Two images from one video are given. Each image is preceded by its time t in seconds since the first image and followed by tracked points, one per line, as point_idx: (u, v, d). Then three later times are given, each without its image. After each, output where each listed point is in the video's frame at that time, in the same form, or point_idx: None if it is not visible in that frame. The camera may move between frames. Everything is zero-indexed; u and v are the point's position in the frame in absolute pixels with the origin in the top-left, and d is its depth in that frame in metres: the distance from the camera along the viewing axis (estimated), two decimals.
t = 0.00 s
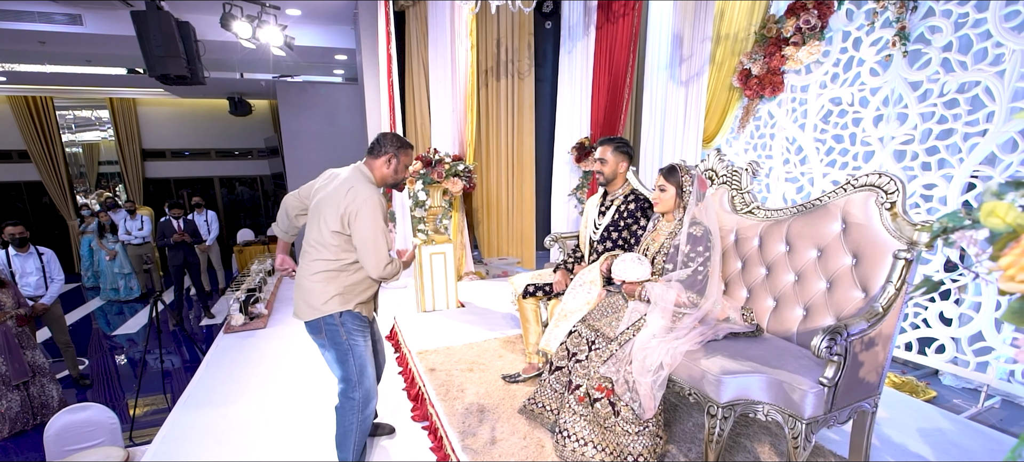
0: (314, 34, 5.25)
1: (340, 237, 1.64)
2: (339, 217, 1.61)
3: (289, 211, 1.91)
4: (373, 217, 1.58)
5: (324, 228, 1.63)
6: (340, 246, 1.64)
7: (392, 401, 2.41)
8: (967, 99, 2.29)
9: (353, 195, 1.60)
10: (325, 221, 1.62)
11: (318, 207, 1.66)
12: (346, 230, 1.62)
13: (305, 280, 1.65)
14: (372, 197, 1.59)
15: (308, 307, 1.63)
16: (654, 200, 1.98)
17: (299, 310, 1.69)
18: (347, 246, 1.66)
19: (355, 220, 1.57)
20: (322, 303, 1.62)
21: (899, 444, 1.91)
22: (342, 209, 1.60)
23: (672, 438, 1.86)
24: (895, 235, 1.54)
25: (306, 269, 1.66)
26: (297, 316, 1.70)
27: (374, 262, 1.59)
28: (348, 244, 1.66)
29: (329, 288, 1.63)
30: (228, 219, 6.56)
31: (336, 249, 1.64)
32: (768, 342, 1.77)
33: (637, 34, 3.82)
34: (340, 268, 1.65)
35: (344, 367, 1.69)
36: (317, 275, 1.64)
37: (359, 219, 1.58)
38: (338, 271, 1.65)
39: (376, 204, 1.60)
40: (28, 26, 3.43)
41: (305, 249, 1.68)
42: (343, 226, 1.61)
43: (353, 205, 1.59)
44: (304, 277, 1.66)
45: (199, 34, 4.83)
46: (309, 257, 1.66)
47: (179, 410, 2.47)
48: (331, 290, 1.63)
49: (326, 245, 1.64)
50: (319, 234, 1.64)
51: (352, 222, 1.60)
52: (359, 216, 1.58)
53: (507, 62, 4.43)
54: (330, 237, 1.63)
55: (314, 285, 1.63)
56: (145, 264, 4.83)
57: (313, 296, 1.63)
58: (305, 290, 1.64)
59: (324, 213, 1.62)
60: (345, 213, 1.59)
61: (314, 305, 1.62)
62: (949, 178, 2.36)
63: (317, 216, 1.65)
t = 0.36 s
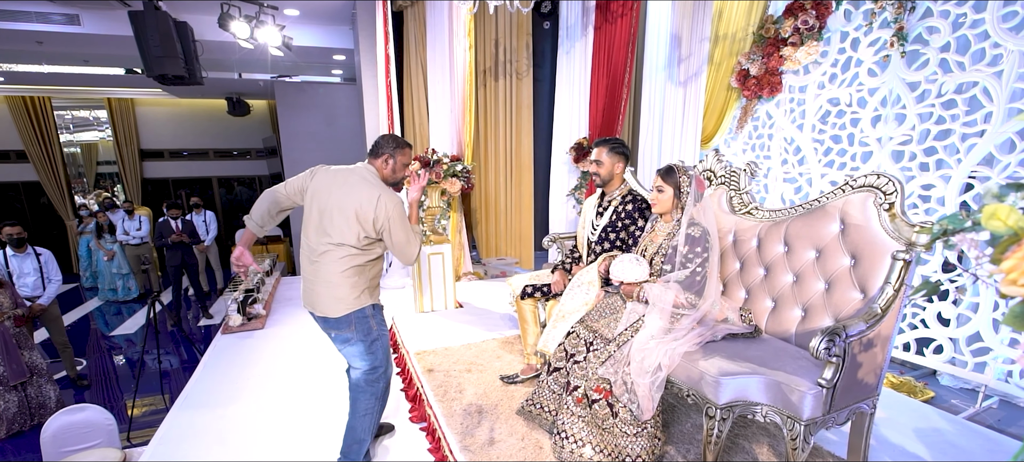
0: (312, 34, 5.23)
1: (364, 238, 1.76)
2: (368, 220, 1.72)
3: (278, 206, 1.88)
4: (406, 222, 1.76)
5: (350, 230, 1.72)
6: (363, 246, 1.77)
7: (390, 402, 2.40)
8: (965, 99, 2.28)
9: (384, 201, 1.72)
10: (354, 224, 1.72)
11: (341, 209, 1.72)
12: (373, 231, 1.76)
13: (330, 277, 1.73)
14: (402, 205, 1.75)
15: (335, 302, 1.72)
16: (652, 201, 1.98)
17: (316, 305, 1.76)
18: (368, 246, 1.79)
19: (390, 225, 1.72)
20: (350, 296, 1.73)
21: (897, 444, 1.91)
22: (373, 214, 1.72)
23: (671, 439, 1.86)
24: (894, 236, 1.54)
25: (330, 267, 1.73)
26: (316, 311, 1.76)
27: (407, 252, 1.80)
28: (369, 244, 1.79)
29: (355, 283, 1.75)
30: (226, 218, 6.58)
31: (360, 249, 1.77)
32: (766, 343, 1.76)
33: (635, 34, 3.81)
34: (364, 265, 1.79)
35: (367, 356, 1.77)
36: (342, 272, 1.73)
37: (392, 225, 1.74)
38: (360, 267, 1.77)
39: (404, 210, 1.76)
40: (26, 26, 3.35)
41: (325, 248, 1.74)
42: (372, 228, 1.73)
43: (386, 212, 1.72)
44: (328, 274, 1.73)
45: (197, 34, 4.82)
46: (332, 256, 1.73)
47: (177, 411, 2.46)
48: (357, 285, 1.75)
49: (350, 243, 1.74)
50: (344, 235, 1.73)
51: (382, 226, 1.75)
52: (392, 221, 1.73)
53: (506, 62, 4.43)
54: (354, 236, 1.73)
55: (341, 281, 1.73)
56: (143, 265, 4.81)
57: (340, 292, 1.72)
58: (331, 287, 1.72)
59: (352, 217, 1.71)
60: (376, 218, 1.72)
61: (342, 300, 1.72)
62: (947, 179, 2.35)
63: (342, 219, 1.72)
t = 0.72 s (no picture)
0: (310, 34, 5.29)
1: (370, 234, 1.80)
2: (375, 218, 1.76)
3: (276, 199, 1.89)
4: (413, 220, 1.82)
5: (358, 227, 1.76)
6: (369, 242, 1.82)
7: (388, 403, 2.39)
8: (964, 99, 2.27)
9: (390, 200, 1.75)
10: (361, 221, 1.75)
11: (347, 207, 1.74)
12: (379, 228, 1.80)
13: (341, 273, 1.76)
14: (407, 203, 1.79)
15: (349, 295, 1.78)
16: (650, 201, 1.97)
17: (327, 299, 1.79)
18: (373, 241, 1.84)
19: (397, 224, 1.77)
20: (363, 289, 1.80)
21: (894, 445, 1.91)
22: (381, 212, 1.75)
23: (669, 440, 1.85)
24: (894, 237, 1.51)
25: (340, 263, 1.76)
26: (327, 305, 1.80)
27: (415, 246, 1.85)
28: (374, 239, 1.83)
29: (365, 277, 1.80)
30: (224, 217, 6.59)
31: (367, 244, 1.81)
32: (765, 344, 1.75)
33: (633, 34, 3.81)
34: (371, 259, 1.84)
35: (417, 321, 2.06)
36: (353, 267, 1.77)
37: (400, 222, 1.79)
38: (369, 262, 1.83)
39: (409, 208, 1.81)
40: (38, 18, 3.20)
41: (332, 245, 1.76)
42: (379, 225, 1.78)
43: (394, 210, 1.76)
44: (338, 270, 1.76)
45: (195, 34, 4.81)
46: (340, 252, 1.76)
47: (173, 412, 2.44)
48: (367, 278, 1.81)
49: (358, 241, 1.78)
50: (351, 233, 1.76)
51: (389, 224, 1.79)
52: (399, 219, 1.78)
53: (504, 62, 4.43)
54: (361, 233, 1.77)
55: (353, 276, 1.77)
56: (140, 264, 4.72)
57: (352, 286, 1.77)
58: (343, 282, 1.76)
59: (359, 215, 1.74)
60: (384, 216, 1.76)
61: (355, 293, 1.78)
62: (946, 179, 2.34)
63: (349, 217, 1.74)
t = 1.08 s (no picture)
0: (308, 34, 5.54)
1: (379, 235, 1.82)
2: (384, 218, 1.77)
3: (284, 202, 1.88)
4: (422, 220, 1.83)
5: (368, 228, 1.77)
6: (378, 244, 1.83)
7: (386, 405, 2.39)
8: (964, 99, 2.25)
9: (399, 202, 1.77)
10: (371, 223, 1.77)
11: (355, 209, 1.75)
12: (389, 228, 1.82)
13: (352, 274, 1.76)
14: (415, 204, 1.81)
15: (359, 297, 1.79)
16: (649, 202, 1.96)
17: (338, 300, 1.78)
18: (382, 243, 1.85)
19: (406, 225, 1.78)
20: (375, 289, 1.81)
21: (893, 446, 1.90)
22: (389, 214, 1.77)
23: (668, 442, 1.84)
24: (895, 237, 1.50)
25: (351, 265, 1.76)
26: (338, 306, 1.79)
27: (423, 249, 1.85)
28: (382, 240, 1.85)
29: (376, 278, 1.81)
30: (221, 217, 5.71)
31: (376, 246, 1.82)
32: (765, 346, 1.74)
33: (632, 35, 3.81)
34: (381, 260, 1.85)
35: (423, 331, 2.05)
36: (363, 268, 1.78)
37: (409, 223, 1.80)
38: (379, 263, 1.84)
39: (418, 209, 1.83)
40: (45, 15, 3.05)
41: (343, 247, 1.77)
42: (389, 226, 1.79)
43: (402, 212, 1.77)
44: (349, 272, 1.76)
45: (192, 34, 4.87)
46: (351, 254, 1.77)
47: (170, 414, 2.43)
48: (378, 279, 1.83)
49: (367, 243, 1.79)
50: (361, 234, 1.77)
51: (397, 226, 1.80)
52: (408, 220, 1.79)
53: (502, 62, 4.42)
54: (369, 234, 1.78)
55: (365, 277, 1.78)
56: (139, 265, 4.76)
57: (363, 287, 1.78)
58: (354, 283, 1.77)
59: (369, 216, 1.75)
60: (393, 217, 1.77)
61: (368, 293, 1.80)
62: (946, 179, 2.33)
63: (359, 218, 1.75)
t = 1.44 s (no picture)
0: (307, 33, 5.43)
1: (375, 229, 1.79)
2: (376, 210, 1.74)
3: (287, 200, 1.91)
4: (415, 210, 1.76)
5: (362, 223, 1.75)
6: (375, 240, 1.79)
7: (384, 405, 2.37)
8: (965, 98, 2.24)
9: (388, 191, 1.71)
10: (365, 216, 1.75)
11: (348, 204, 1.74)
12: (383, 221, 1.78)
13: (353, 273, 1.76)
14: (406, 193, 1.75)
15: (362, 295, 1.78)
16: (648, 201, 1.94)
17: (342, 299, 1.79)
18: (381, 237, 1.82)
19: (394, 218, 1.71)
20: (378, 287, 1.80)
21: (895, 446, 1.89)
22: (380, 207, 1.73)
23: (668, 443, 1.82)
24: (897, 237, 1.48)
25: (351, 263, 1.75)
26: (343, 305, 1.80)
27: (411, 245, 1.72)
28: (380, 236, 1.82)
29: (378, 275, 1.79)
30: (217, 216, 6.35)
31: (374, 241, 1.79)
32: (766, 346, 1.72)
33: (632, 33, 3.79)
34: (382, 256, 1.82)
35: (426, 330, 2.02)
36: (364, 267, 1.76)
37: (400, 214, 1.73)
38: (380, 260, 1.82)
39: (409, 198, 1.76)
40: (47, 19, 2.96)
41: (341, 245, 1.76)
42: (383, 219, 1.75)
43: (389, 201, 1.71)
44: (350, 271, 1.76)
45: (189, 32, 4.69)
46: (350, 251, 1.75)
47: (166, 415, 2.40)
48: (381, 276, 1.80)
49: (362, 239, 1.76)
50: (357, 230, 1.75)
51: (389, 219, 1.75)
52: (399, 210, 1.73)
53: (501, 61, 4.40)
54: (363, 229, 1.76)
55: (367, 276, 1.77)
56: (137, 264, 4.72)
57: (365, 286, 1.77)
58: (356, 282, 1.76)
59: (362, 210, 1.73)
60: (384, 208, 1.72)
61: (371, 292, 1.79)
62: (947, 178, 2.32)
63: (353, 212, 1.74)
